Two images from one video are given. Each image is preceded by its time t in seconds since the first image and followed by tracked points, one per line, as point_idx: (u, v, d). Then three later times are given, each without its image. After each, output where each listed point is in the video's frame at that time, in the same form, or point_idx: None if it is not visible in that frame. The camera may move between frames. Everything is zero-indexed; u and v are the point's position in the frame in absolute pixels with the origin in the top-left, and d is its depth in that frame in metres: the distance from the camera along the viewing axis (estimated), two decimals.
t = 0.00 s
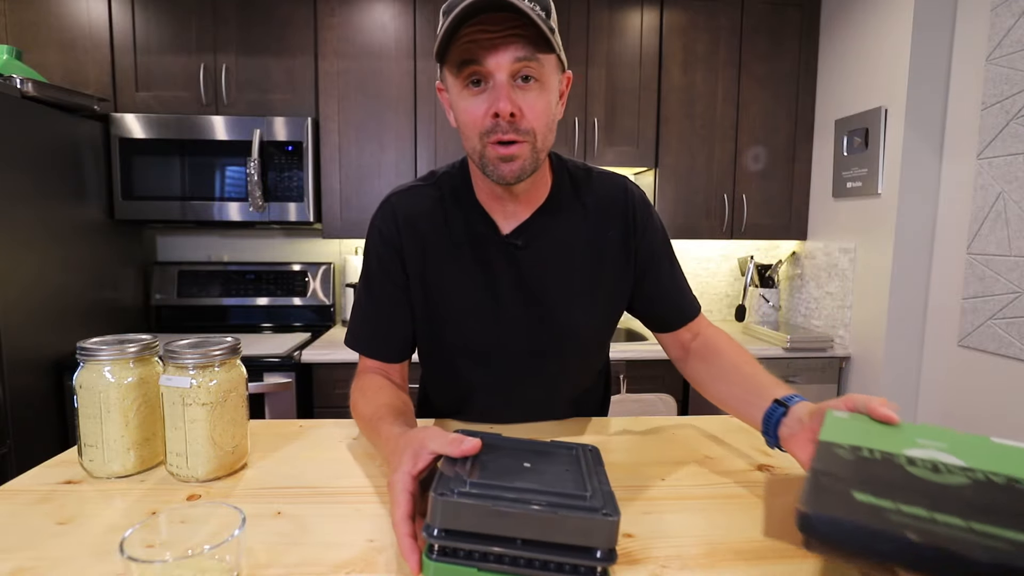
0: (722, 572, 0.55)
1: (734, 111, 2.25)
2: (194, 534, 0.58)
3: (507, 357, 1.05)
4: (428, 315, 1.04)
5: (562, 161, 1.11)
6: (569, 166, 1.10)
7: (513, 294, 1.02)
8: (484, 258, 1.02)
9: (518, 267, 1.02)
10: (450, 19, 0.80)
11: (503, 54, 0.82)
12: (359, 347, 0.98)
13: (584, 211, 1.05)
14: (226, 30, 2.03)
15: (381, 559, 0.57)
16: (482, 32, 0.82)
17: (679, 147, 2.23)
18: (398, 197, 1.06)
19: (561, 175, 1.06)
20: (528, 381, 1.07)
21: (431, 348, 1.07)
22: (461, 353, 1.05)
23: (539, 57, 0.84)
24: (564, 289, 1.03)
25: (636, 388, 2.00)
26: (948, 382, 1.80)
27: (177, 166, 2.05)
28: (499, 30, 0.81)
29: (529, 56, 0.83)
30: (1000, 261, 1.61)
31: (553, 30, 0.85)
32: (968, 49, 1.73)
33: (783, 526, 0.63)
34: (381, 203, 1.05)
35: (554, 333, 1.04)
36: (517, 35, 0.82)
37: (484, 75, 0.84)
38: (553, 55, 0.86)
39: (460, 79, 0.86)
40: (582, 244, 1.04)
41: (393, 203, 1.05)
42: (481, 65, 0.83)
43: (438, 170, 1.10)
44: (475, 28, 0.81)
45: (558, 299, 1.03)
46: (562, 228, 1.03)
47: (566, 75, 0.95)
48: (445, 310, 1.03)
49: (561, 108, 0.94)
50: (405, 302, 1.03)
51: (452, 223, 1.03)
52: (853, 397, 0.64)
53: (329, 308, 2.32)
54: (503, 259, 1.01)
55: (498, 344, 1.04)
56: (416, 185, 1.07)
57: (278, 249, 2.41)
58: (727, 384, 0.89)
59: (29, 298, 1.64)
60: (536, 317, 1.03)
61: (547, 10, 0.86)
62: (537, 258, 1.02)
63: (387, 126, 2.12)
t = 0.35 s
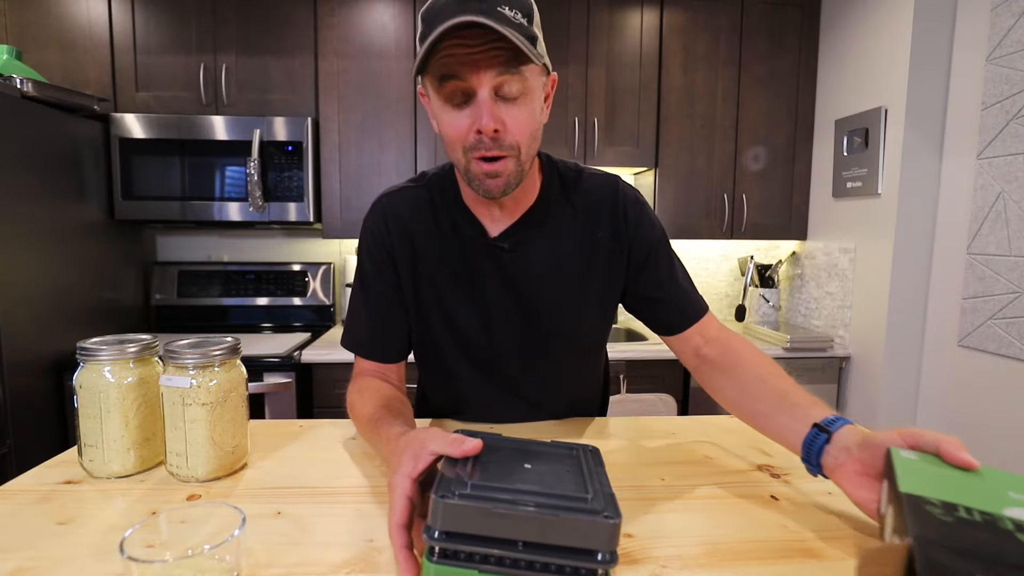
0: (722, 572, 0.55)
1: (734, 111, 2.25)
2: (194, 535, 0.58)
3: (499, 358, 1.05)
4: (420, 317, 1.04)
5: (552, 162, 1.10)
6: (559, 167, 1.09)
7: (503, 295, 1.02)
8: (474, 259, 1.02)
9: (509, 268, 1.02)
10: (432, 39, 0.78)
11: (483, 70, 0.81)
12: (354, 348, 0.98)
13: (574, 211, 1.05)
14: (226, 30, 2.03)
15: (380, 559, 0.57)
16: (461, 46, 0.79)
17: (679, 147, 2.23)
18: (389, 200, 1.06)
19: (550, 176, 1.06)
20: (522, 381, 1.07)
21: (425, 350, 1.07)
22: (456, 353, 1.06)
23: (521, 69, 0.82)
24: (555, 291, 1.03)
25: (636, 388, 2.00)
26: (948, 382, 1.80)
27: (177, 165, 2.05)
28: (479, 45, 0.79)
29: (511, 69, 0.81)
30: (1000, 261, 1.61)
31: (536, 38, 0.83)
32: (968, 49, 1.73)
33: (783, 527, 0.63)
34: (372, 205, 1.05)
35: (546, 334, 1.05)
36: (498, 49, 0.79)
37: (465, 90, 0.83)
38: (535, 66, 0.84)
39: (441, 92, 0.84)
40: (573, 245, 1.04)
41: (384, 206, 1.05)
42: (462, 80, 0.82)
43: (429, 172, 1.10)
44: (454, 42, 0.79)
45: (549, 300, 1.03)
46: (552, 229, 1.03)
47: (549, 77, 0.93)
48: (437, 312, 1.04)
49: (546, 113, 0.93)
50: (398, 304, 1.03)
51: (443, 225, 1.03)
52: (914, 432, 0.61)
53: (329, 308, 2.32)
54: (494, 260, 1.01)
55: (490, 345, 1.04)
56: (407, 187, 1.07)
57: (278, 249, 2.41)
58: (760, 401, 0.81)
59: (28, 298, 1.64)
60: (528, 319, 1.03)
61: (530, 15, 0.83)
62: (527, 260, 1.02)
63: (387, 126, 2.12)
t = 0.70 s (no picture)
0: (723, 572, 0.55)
1: (735, 111, 2.25)
2: (194, 535, 0.58)
3: (497, 357, 1.05)
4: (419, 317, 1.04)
5: (551, 163, 1.10)
6: (557, 167, 1.09)
7: (502, 295, 1.03)
8: (473, 259, 1.02)
9: (507, 268, 1.02)
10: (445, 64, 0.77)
11: (494, 89, 0.80)
12: (352, 347, 0.98)
13: (571, 211, 1.05)
14: (226, 30, 2.03)
15: (380, 559, 0.57)
16: (471, 67, 0.78)
17: (679, 147, 2.23)
18: (387, 199, 1.06)
19: (548, 176, 1.06)
20: (520, 381, 1.07)
21: (423, 349, 1.07)
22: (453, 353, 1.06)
23: (528, 85, 0.81)
24: (553, 290, 1.03)
25: (636, 388, 2.00)
26: (949, 382, 1.80)
27: (177, 165, 2.05)
28: (489, 65, 0.78)
29: (519, 87, 0.81)
30: (1000, 261, 1.61)
31: (540, 50, 0.82)
32: (968, 49, 1.73)
33: (782, 526, 0.63)
34: (369, 205, 1.05)
35: (544, 334, 1.05)
36: (507, 69, 0.78)
37: (475, 109, 0.82)
38: (540, 80, 0.83)
39: (449, 111, 0.83)
40: (571, 244, 1.04)
41: (382, 205, 1.05)
42: (472, 100, 0.81)
43: (428, 173, 1.10)
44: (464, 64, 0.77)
45: (547, 300, 1.03)
46: (550, 228, 1.03)
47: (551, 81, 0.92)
48: (435, 311, 1.04)
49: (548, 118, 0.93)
50: (396, 303, 1.03)
51: (441, 224, 1.03)
52: (1001, 440, 0.60)
53: (329, 308, 2.32)
54: (492, 260, 1.01)
55: (488, 345, 1.04)
56: (406, 187, 1.07)
57: (278, 249, 2.41)
58: (809, 395, 0.76)
59: (28, 299, 1.64)
60: (526, 318, 1.03)
61: (531, 25, 0.83)
62: (525, 260, 1.02)
63: (387, 126, 2.12)
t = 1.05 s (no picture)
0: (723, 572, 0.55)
1: (735, 111, 2.25)
2: (194, 535, 0.58)
3: (500, 357, 1.04)
4: (419, 316, 1.05)
5: (552, 163, 1.10)
6: (557, 167, 1.10)
7: (504, 292, 1.02)
8: (474, 259, 1.02)
9: (509, 266, 1.02)
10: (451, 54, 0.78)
11: (499, 81, 0.80)
12: (354, 346, 0.99)
13: (572, 210, 1.05)
14: (226, 30, 2.03)
15: (380, 559, 0.57)
16: (476, 59, 0.78)
17: (679, 147, 2.23)
18: (389, 198, 1.06)
19: (549, 176, 1.06)
20: (521, 381, 1.06)
21: (423, 349, 1.07)
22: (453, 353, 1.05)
23: (533, 78, 0.82)
24: (554, 288, 1.03)
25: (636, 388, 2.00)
26: (949, 382, 1.80)
27: (177, 165, 2.05)
28: (494, 58, 0.78)
29: (524, 79, 0.81)
30: (1000, 261, 1.61)
31: (545, 44, 0.83)
32: (968, 50, 1.73)
33: (782, 526, 0.63)
34: (372, 203, 1.05)
35: (544, 332, 1.04)
36: (512, 61, 0.79)
37: (480, 100, 0.82)
38: (546, 73, 0.83)
39: (453, 102, 0.83)
40: (572, 243, 1.04)
41: (384, 205, 1.05)
42: (477, 92, 0.81)
43: (429, 172, 1.10)
44: (468, 55, 0.78)
45: (548, 298, 1.03)
46: (551, 227, 1.03)
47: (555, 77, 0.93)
48: (437, 310, 1.04)
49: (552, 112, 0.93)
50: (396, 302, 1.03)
51: (443, 223, 1.03)
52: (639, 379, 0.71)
53: (329, 308, 2.32)
54: (493, 258, 1.02)
55: (489, 343, 1.03)
56: (408, 186, 1.07)
57: (278, 249, 2.41)
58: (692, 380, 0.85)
59: (28, 298, 1.64)
60: (528, 317, 1.03)
61: (536, 21, 0.83)
62: (526, 257, 1.02)
63: (387, 125, 2.12)
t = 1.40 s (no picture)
0: (723, 572, 0.55)
1: (735, 111, 2.25)
2: (194, 535, 0.58)
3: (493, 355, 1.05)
4: (415, 315, 1.05)
5: (549, 163, 1.10)
6: (553, 167, 1.10)
7: (499, 291, 1.03)
8: (471, 260, 1.02)
9: (503, 265, 1.02)
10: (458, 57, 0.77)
11: (503, 84, 0.80)
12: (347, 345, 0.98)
13: (567, 209, 1.05)
14: (226, 30, 2.03)
15: (380, 559, 0.57)
16: (481, 62, 0.78)
17: (679, 147, 2.23)
18: (388, 196, 1.06)
19: (545, 176, 1.06)
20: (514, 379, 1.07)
21: (418, 348, 1.07)
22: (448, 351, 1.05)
23: (536, 82, 0.82)
24: (547, 287, 1.04)
25: (636, 388, 1.99)
26: (949, 382, 1.80)
27: (177, 165, 2.05)
28: (500, 62, 0.78)
29: (527, 83, 0.81)
30: (1000, 261, 1.61)
31: (548, 49, 0.83)
32: (968, 50, 1.73)
33: (782, 526, 0.63)
34: (369, 201, 1.05)
35: (539, 330, 1.04)
36: (516, 65, 0.79)
37: (483, 102, 0.82)
38: (548, 78, 0.84)
39: (457, 102, 0.83)
40: (566, 242, 1.04)
41: (382, 203, 1.05)
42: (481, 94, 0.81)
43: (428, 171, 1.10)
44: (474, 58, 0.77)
45: (542, 296, 1.03)
46: (545, 226, 1.03)
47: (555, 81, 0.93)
48: (431, 308, 1.04)
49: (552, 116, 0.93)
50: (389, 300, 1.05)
51: (438, 221, 1.03)
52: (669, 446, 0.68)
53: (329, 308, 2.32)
54: (487, 256, 1.02)
55: (482, 341, 1.04)
56: (406, 185, 1.07)
57: (278, 249, 2.41)
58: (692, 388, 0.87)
59: (28, 299, 1.64)
60: (522, 315, 1.03)
61: (539, 25, 0.83)
62: (520, 256, 1.02)
63: (387, 125, 2.12)
